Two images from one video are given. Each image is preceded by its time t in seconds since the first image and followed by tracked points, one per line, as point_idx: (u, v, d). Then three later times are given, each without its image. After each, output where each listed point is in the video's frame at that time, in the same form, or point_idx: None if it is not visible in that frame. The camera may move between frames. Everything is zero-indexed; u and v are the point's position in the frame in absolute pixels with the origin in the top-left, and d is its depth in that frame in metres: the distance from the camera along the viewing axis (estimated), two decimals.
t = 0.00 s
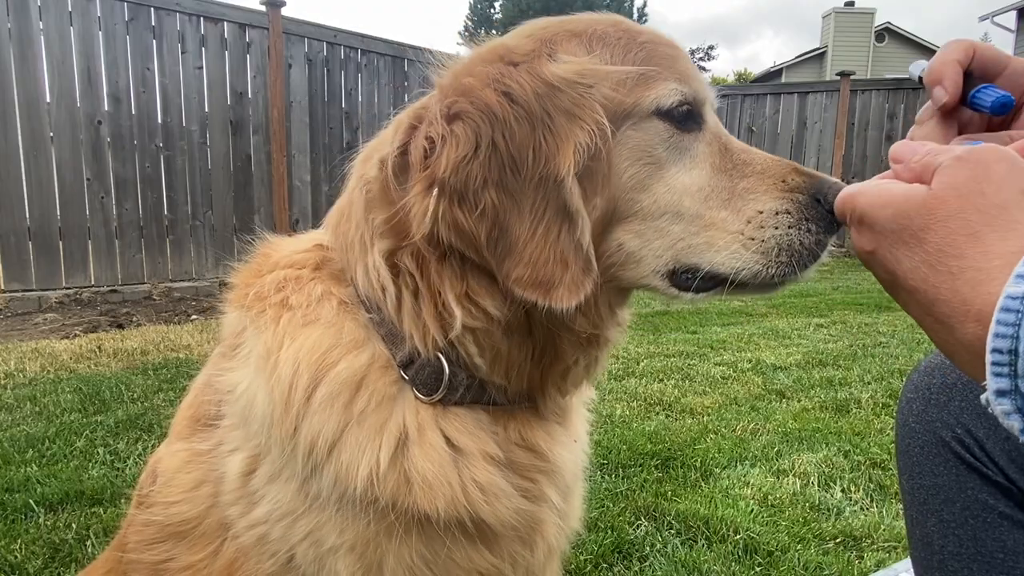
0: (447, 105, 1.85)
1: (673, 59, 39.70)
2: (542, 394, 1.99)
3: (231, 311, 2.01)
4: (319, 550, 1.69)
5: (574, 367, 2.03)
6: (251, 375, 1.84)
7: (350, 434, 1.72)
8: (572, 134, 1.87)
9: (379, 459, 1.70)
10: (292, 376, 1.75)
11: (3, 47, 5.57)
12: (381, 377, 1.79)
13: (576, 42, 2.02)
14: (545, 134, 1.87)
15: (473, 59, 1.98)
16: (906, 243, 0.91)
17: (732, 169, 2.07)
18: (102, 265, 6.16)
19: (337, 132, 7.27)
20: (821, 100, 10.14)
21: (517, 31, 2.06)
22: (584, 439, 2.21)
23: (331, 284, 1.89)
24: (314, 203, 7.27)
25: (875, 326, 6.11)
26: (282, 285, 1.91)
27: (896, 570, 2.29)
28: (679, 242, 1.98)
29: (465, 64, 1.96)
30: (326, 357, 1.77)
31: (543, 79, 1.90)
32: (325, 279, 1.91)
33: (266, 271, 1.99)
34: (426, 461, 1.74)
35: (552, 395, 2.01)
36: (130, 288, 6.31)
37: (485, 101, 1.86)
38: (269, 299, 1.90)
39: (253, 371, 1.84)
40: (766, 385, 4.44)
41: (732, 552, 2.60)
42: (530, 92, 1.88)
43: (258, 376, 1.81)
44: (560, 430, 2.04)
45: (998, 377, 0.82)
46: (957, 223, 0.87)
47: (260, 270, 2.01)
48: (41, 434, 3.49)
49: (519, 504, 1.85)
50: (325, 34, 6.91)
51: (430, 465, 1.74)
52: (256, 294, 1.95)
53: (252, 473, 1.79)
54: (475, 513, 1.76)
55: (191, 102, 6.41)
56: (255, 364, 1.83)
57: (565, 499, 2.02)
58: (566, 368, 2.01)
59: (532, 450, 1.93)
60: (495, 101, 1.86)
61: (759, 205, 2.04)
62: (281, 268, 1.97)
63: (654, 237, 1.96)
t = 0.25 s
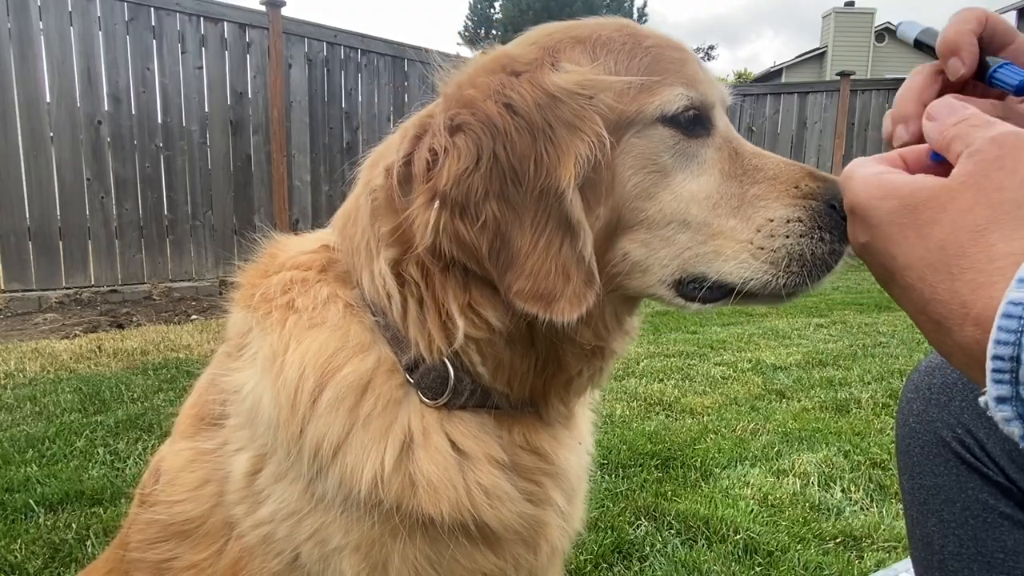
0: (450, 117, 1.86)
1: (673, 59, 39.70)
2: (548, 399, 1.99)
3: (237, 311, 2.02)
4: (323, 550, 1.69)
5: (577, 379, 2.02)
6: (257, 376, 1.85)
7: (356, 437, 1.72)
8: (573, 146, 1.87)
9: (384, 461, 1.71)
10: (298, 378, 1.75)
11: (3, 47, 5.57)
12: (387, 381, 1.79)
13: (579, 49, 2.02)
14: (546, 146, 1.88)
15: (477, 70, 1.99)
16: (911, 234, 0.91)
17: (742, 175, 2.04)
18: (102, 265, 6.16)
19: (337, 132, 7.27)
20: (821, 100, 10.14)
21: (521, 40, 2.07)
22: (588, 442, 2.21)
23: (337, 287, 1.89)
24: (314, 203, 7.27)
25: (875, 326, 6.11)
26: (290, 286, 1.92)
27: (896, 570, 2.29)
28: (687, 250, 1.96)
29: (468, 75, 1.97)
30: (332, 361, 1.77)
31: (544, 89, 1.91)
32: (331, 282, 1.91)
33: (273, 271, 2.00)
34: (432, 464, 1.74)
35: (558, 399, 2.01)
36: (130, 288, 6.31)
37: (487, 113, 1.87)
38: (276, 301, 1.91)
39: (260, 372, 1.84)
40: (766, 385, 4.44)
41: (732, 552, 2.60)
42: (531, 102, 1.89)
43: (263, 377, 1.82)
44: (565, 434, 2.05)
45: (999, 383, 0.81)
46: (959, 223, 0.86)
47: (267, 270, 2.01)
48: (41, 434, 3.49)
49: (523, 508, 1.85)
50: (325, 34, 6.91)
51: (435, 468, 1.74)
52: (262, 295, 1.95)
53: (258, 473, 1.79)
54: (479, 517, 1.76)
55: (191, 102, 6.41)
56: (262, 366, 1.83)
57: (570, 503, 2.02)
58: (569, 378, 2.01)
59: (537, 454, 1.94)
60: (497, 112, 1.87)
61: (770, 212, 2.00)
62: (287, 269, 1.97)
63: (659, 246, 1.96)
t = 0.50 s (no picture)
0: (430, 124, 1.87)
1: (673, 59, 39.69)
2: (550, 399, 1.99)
3: (242, 312, 2.01)
4: (328, 550, 1.69)
5: (573, 379, 2.01)
6: (264, 376, 1.85)
7: (364, 437, 1.72)
8: (541, 152, 1.84)
9: (391, 460, 1.71)
10: (307, 378, 1.76)
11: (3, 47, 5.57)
12: (392, 382, 1.79)
13: (557, 51, 2.00)
14: (518, 152, 1.86)
15: (457, 77, 1.99)
16: (877, 273, 0.85)
17: (718, 164, 1.90)
18: (102, 265, 6.16)
19: (337, 132, 7.27)
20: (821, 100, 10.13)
21: (504, 45, 2.07)
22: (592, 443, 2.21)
23: (344, 287, 1.89)
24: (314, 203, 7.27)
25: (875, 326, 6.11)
26: (297, 286, 1.92)
27: (896, 570, 2.29)
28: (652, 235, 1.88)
29: (449, 83, 1.97)
30: (341, 361, 1.77)
31: (514, 95, 1.89)
32: (338, 282, 1.91)
33: (279, 271, 1.99)
34: (437, 464, 1.74)
35: (558, 399, 2.01)
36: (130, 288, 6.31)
37: (463, 121, 1.86)
38: (283, 301, 1.91)
39: (267, 372, 1.84)
40: (766, 385, 4.44)
41: (732, 552, 2.60)
42: (503, 108, 1.88)
43: (271, 377, 1.82)
44: (568, 436, 2.05)
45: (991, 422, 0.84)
46: (930, 261, 0.81)
47: (272, 271, 2.01)
48: (41, 434, 3.49)
49: (527, 509, 1.85)
50: (324, 33, 6.92)
51: (441, 468, 1.74)
52: (269, 295, 1.95)
53: (263, 473, 1.79)
54: (484, 518, 1.76)
55: (191, 102, 6.41)
56: (269, 367, 1.84)
57: (573, 504, 2.02)
58: (566, 380, 1.99)
59: (541, 455, 1.93)
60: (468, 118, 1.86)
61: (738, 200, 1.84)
62: (294, 270, 1.97)
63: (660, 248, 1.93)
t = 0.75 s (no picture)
0: (372, 120, 1.91)
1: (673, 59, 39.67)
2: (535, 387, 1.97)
3: (236, 311, 2.02)
4: (325, 545, 1.70)
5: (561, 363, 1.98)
6: (254, 376, 1.86)
7: (355, 428, 1.72)
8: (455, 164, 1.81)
9: (384, 450, 1.70)
10: (292, 375, 1.77)
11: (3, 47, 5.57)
12: (379, 374, 1.79)
13: (495, 58, 1.89)
14: (439, 157, 1.85)
15: (405, 75, 1.98)
16: (813, 433, 0.90)
17: (625, 213, 1.75)
18: (102, 265, 6.16)
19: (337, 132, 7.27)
20: (821, 100, 10.13)
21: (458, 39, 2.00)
22: (586, 429, 2.19)
23: (326, 283, 1.89)
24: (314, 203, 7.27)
25: (875, 326, 6.11)
26: (281, 287, 1.93)
27: (896, 570, 2.29)
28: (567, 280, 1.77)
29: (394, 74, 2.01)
30: (325, 356, 1.78)
31: (443, 103, 1.87)
32: (321, 278, 1.91)
33: (268, 271, 2.00)
34: (432, 452, 1.73)
35: (549, 386, 2.00)
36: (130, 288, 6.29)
37: (394, 121, 1.89)
38: (268, 301, 1.92)
39: (257, 371, 1.85)
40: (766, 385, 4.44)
41: (733, 551, 2.60)
42: (432, 111, 1.88)
43: (260, 375, 1.83)
44: (559, 425, 2.03)
45: (953, 499, 0.86)
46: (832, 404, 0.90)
47: (262, 271, 2.00)
48: (41, 434, 3.49)
49: (523, 495, 1.85)
50: (325, 34, 6.94)
51: (436, 457, 1.73)
52: (258, 295, 1.96)
53: (259, 471, 1.79)
54: (481, 505, 1.76)
55: (191, 101, 6.41)
56: (257, 367, 1.85)
57: (569, 488, 2.02)
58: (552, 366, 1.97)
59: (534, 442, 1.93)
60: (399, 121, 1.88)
61: (644, 250, 1.69)
62: (281, 270, 1.97)
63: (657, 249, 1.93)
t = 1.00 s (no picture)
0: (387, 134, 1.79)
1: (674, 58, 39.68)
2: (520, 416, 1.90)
3: (231, 313, 2.01)
4: (312, 550, 1.71)
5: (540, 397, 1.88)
6: (243, 383, 1.85)
7: (327, 447, 1.71)
8: (476, 221, 1.69)
9: (350, 471, 1.68)
10: (272, 388, 1.76)
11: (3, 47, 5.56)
12: (357, 391, 1.75)
13: (529, 103, 1.79)
14: (458, 200, 1.74)
15: (431, 86, 1.85)
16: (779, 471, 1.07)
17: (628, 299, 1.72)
18: (102, 265, 6.17)
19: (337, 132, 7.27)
20: (821, 100, 10.13)
21: (492, 61, 1.86)
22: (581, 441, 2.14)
23: (316, 292, 1.85)
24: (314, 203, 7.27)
25: (875, 326, 6.11)
26: (273, 294, 1.91)
27: (897, 570, 2.28)
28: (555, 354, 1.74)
29: (418, 86, 1.86)
30: (304, 372, 1.75)
31: (471, 140, 1.74)
32: (311, 286, 1.87)
33: (263, 275, 1.99)
34: (399, 479, 1.70)
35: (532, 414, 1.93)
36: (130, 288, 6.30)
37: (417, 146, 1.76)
38: (259, 308, 1.90)
39: (246, 379, 1.85)
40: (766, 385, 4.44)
41: (733, 552, 2.60)
42: (456, 147, 1.74)
43: (247, 383, 1.82)
44: (548, 439, 1.99)
45: (921, 514, 0.96)
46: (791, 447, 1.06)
47: (258, 275, 1.99)
48: (41, 434, 3.49)
49: (497, 518, 1.81)
50: (324, 34, 6.93)
51: (402, 484, 1.69)
52: (251, 300, 1.94)
53: (254, 473, 1.79)
54: (449, 530, 1.74)
55: (191, 102, 6.41)
56: (246, 374, 1.84)
57: (556, 502, 1.98)
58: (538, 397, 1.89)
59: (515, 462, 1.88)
60: (421, 148, 1.75)
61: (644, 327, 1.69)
62: (274, 275, 1.95)
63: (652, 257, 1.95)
